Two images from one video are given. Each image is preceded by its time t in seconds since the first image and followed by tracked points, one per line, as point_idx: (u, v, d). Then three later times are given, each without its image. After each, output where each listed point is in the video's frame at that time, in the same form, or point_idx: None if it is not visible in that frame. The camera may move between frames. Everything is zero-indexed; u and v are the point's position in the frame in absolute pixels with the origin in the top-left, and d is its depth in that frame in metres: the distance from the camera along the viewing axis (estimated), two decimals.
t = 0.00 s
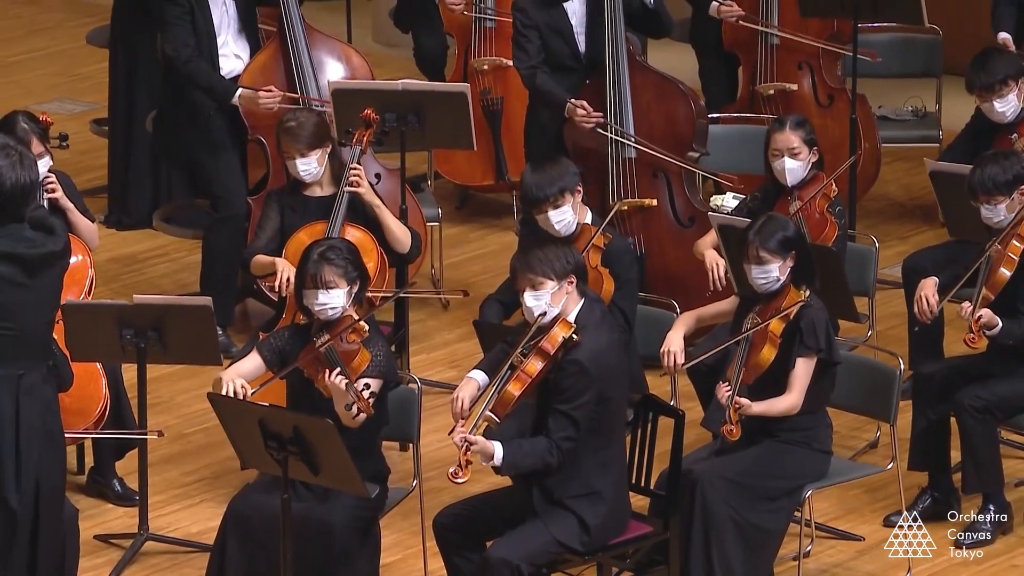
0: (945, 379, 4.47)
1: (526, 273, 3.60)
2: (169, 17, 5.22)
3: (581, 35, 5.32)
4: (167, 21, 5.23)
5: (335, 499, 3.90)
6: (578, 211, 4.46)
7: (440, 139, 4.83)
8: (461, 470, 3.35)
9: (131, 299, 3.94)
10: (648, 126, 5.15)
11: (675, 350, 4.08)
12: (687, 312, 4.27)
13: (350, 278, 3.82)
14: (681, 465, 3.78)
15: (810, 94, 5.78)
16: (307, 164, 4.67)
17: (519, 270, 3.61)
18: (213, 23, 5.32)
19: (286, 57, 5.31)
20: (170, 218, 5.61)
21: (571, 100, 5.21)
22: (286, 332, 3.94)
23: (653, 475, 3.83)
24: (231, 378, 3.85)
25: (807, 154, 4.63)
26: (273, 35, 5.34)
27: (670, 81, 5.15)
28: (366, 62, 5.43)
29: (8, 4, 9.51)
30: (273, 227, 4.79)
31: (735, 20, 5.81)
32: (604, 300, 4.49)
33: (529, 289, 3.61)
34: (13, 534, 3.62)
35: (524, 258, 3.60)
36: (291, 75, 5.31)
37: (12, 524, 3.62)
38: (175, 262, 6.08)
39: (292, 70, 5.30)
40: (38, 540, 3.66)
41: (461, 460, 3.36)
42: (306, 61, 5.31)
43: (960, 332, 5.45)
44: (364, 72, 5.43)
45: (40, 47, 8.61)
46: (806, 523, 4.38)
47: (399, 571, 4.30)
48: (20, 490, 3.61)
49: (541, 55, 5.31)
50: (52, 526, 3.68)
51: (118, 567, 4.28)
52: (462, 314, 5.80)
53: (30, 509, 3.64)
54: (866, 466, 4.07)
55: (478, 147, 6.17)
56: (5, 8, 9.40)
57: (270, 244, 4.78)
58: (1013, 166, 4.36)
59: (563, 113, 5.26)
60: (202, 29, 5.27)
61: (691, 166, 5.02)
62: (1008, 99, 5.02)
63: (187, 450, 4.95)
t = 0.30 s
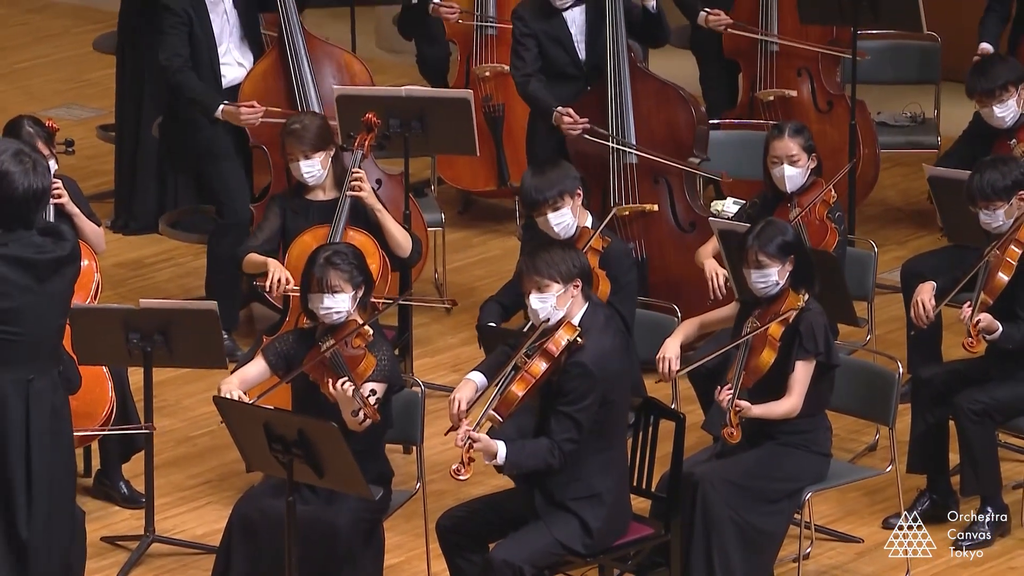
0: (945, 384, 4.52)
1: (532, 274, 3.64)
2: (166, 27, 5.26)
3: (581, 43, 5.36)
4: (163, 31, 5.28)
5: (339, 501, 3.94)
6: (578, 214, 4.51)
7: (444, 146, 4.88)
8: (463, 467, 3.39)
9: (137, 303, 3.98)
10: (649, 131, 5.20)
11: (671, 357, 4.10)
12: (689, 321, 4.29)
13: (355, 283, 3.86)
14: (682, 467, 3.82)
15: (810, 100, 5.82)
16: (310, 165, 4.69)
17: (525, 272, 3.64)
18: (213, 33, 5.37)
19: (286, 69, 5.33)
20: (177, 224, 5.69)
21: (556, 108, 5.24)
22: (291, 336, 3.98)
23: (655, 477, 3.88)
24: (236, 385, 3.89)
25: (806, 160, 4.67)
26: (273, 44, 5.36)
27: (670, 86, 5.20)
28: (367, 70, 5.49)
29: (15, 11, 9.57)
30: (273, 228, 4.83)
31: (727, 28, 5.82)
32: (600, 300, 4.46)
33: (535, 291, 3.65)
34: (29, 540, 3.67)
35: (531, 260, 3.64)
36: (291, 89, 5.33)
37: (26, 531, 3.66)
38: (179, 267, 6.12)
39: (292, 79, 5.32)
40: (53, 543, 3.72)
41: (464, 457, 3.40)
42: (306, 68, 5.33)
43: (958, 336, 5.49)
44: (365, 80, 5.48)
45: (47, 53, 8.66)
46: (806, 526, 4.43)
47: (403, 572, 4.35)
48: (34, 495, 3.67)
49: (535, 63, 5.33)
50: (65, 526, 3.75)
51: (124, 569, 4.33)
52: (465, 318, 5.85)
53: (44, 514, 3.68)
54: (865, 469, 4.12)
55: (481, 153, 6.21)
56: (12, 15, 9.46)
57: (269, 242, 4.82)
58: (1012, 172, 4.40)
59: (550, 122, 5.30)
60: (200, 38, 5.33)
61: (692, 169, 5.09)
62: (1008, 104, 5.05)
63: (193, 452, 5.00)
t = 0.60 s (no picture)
0: (940, 387, 4.52)
1: (534, 280, 3.68)
2: (165, 31, 5.30)
3: (584, 49, 5.39)
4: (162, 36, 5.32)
5: (343, 504, 3.98)
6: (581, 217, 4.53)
7: (448, 153, 4.91)
8: (468, 471, 3.42)
9: (143, 308, 4.02)
10: (649, 138, 5.23)
11: (678, 359, 4.14)
12: (692, 325, 4.33)
13: (358, 288, 3.90)
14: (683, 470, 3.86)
15: (809, 106, 5.86)
16: (316, 167, 4.73)
17: (527, 277, 3.69)
18: (214, 39, 5.42)
19: (286, 76, 5.36)
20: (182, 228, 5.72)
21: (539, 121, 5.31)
22: (296, 341, 4.01)
23: (657, 480, 3.92)
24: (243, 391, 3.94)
25: (806, 166, 4.71)
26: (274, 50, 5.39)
27: (671, 92, 5.22)
28: (368, 77, 5.49)
29: (21, 17, 9.62)
30: (275, 227, 4.87)
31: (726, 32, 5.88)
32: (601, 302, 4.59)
33: (537, 295, 3.69)
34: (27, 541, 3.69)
35: (532, 267, 3.68)
36: (292, 98, 5.35)
37: (26, 531, 3.69)
38: (184, 271, 6.16)
39: (292, 85, 5.34)
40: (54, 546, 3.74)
41: (468, 462, 3.44)
42: (306, 73, 5.35)
43: (958, 340, 5.52)
44: (366, 88, 5.48)
45: (52, 60, 8.70)
46: (806, 528, 4.46)
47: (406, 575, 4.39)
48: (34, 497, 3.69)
49: (531, 67, 5.39)
50: (68, 529, 3.77)
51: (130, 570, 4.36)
52: (468, 322, 5.88)
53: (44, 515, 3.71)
54: (865, 472, 4.16)
55: (484, 159, 6.26)
56: (20, 21, 9.51)
57: (269, 242, 4.86)
58: (1011, 177, 4.43)
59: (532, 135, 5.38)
60: (198, 46, 5.38)
61: (694, 170, 5.12)
62: (1005, 111, 5.10)
63: (198, 455, 5.03)
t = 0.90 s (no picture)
0: (943, 391, 4.59)
1: (542, 279, 3.73)
2: (174, 32, 5.38)
3: (589, 54, 5.45)
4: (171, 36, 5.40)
5: (347, 506, 4.02)
6: (591, 220, 4.58)
7: (452, 157, 4.97)
8: (467, 462, 3.49)
9: (150, 312, 4.07)
10: (652, 144, 5.28)
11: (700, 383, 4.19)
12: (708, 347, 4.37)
13: (362, 293, 3.95)
14: (685, 472, 3.91)
15: (810, 112, 5.91)
16: (323, 176, 4.78)
17: (535, 275, 3.74)
18: (221, 42, 5.47)
19: (292, 78, 5.41)
20: (188, 232, 5.78)
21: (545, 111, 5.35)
22: (301, 347, 4.06)
23: (658, 482, 3.97)
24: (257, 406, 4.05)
25: (811, 170, 4.76)
26: (281, 55, 5.44)
27: (674, 97, 5.28)
28: (374, 83, 5.56)
29: (29, 23, 9.68)
30: (282, 231, 4.93)
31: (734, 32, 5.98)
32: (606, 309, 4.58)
33: (545, 294, 3.74)
34: (30, 543, 3.73)
35: (541, 265, 3.74)
36: (298, 98, 5.41)
37: (29, 534, 3.73)
38: (191, 276, 6.21)
39: (299, 89, 5.40)
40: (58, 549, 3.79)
41: (468, 454, 3.50)
42: (313, 77, 5.41)
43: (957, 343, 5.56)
44: (372, 93, 5.56)
45: (61, 66, 8.76)
46: (807, 530, 4.50)
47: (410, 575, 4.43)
48: (38, 500, 3.74)
49: (536, 68, 5.42)
50: (74, 533, 3.82)
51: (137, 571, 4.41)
52: (472, 326, 5.93)
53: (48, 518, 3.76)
54: (865, 474, 4.21)
55: (488, 164, 6.31)
56: (28, 28, 9.57)
57: (274, 246, 4.92)
58: (1013, 180, 4.47)
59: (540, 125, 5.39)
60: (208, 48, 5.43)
61: (693, 185, 5.17)
62: (1013, 112, 5.12)
63: (204, 457, 5.08)
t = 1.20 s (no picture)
0: (943, 393, 4.62)
1: (549, 280, 3.78)
2: (185, 36, 5.40)
3: (594, 60, 5.49)
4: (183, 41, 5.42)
5: (353, 506, 4.07)
6: (602, 225, 4.67)
7: (456, 162, 5.02)
8: (471, 460, 3.53)
9: (157, 314, 4.11)
10: (655, 148, 5.31)
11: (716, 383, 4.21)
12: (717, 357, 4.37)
13: (365, 295, 3.99)
14: (687, 472, 3.96)
15: (812, 117, 5.95)
16: (336, 177, 4.83)
17: (542, 277, 3.79)
18: (230, 45, 5.51)
19: (300, 82, 5.46)
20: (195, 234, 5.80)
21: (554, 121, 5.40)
22: (305, 349, 4.11)
23: (660, 483, 4.02)
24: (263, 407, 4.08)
25: (815, 175, 4.80)
26: (288, 61, 5.49)
27: (678, 103, 5.31)
28: (380, 85, 5.60)
29: (38, 28, 9.73)
30: (286, 229, 4.99)
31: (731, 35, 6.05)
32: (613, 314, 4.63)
33: (551, 295, 3.78)
34: (41, 541, 3.77)
35: (548, 267, 3.79)
36: (305, 102, 5.45)
37: (40, 533, 3.77)
38: (198, 278, 6.26)
39: (307, 92, 5.44)
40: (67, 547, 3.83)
41: (473, 450, 3.54)
42: (320, 81, 5.46)
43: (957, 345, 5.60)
44: (379, 96, 5.60)
45: (68, 70, 8.81)
46: (808, 530, 4.54)
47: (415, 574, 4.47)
48: (48, 499, 3.78)
49: (543, 75, 5.48)
50: (83, 530, 3.86)
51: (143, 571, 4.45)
52: (476, 328, 5.97)
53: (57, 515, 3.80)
54: (865, 475, 4.25)
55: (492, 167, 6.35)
56: (37, 32, 9.62)
57: (276, 244, 4.98)
58: (1013, 183, 4.52)
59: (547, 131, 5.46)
60: (219, 47, 5.46)
61: (698, 186, 5.20)
62: (1010, 116, 5.17)
63: (210, 458, 5.13)
